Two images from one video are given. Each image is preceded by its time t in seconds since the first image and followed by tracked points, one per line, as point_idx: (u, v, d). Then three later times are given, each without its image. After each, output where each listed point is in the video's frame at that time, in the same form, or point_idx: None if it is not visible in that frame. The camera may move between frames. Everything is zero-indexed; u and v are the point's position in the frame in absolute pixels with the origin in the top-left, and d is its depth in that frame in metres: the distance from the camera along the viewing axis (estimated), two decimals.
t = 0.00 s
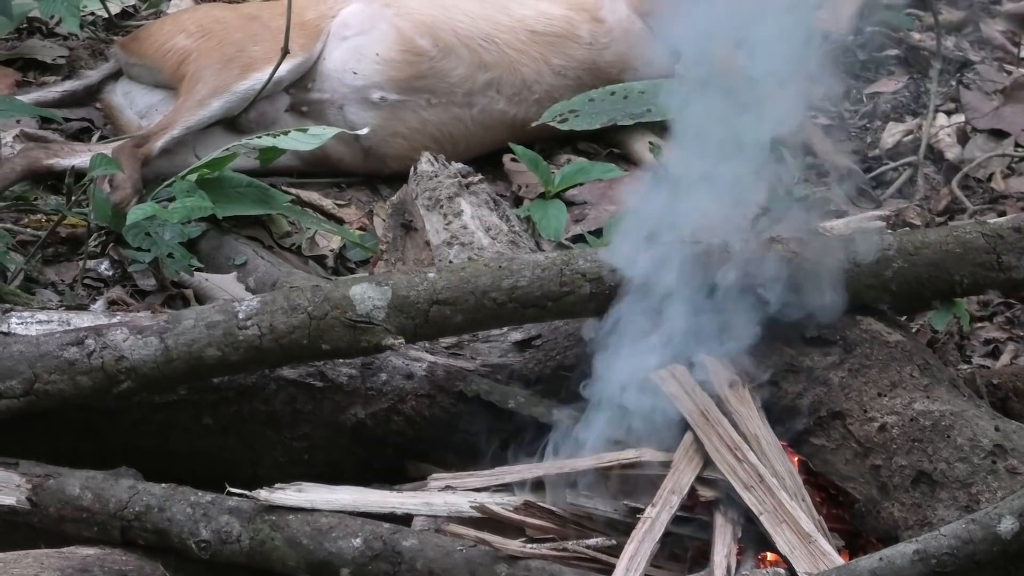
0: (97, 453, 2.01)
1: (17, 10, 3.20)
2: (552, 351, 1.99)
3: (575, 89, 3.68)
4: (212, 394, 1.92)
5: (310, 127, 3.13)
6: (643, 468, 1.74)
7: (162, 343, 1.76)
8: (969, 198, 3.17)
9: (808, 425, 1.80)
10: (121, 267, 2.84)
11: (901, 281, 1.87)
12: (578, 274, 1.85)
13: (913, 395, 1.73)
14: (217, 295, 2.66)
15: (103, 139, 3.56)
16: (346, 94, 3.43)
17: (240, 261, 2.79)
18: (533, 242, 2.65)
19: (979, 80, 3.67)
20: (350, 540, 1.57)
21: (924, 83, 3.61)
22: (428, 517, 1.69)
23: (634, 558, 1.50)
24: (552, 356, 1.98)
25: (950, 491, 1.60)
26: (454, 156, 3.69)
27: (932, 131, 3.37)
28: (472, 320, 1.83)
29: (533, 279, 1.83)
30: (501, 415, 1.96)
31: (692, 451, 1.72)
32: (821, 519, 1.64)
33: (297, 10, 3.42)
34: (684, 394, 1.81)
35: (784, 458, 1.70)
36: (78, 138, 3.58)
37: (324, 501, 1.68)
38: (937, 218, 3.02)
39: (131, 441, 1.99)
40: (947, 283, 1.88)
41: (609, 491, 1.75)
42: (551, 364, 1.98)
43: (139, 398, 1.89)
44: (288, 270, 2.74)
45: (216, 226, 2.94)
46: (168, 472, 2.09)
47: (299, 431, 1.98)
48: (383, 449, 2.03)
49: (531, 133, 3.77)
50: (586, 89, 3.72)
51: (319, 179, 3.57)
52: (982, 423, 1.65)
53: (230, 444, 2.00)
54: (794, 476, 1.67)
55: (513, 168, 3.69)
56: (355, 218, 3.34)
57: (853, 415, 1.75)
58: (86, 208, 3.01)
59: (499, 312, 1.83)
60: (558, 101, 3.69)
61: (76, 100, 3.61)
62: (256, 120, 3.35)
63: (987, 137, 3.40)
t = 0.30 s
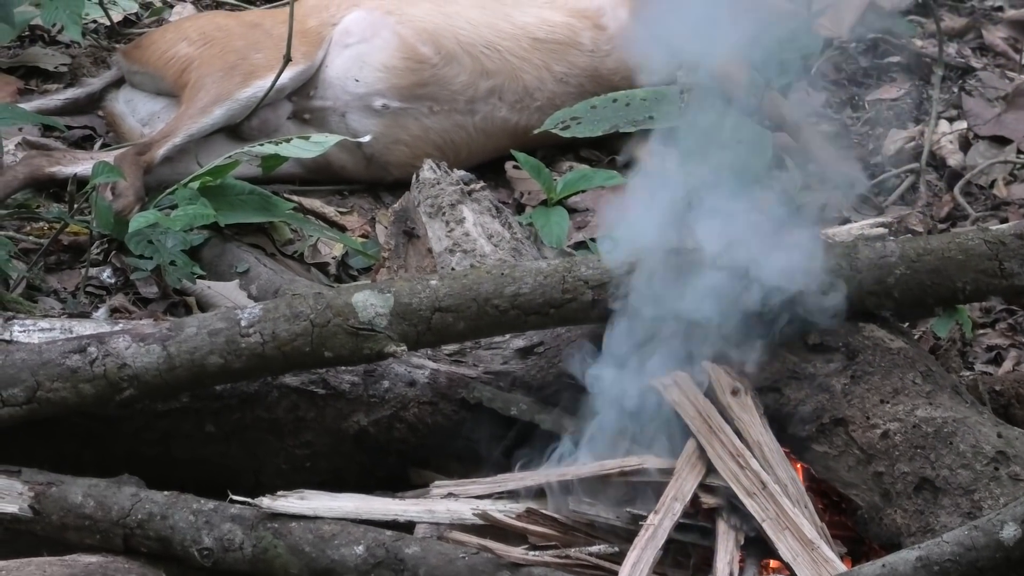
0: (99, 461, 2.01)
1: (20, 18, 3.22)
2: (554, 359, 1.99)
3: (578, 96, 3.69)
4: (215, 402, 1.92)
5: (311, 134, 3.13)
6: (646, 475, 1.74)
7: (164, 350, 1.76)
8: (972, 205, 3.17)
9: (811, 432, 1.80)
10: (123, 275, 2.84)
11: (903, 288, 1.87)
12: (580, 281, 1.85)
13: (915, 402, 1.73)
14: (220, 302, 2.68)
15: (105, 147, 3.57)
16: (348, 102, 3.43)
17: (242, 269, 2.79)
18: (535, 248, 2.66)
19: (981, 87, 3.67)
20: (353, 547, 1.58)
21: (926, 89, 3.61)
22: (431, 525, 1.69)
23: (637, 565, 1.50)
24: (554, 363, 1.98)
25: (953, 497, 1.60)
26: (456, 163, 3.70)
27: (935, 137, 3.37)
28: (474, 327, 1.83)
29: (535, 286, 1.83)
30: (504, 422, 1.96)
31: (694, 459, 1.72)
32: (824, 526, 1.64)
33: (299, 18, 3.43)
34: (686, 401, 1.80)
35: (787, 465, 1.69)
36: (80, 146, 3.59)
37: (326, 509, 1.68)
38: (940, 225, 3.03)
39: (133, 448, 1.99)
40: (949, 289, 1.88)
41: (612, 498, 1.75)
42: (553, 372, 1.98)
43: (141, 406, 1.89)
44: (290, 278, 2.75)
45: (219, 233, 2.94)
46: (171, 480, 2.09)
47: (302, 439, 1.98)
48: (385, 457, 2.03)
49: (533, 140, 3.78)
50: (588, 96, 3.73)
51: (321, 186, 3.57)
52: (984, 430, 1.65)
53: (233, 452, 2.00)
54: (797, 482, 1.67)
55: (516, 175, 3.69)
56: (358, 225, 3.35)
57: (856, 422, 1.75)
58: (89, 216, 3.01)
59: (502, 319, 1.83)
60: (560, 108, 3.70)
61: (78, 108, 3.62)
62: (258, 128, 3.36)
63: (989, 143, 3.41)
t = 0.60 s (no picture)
0: (100, 470, 2.01)
1: (21, 27, 3.24)
2: (555, 367, 1.99)
3: (579, 104, 3.70)
4: (216, 411, 1.92)
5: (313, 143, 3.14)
6: (648, 483, 1.73)
7: (166, 360, 1.76)
8: (973, 213, 3.18)
9: (812, 440, 1.80)
10: (124, 284, 2.85)
11: (904, 296, 1.88)
12: (581, 289, 1.85)
13: (917, 410, 1.74)
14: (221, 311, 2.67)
15: (106, 156, 3.58)
16: (349, 111, 3.44)
17: (243, 278, 2.80)
18: (537, 257, 2.66)
19: (982, 95, 3.68)
20: (355, 556, 1.58)
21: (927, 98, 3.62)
22: (432, 533, 1.69)
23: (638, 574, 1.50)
24: (555, 372, 1.98)
25: (954, 506, 1.62)
26: (457, 172, 3.71)
27: (936, 146, 3.38)
28: (476, 335, 1.84)
29: (537, 294, 1.84)
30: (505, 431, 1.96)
31: (696, 467, 1.72)
32: (825, 535, 1.64)
33: (301, 26, 3.46)
34: (687, 411, 1.80)
35: (788, 473, 1.70)
36: (82, 155, 3.60)
37: (327, 518, 1.68)
38: (941, 234, 3.04)
39: (134, 458, 1.99)
40: (950, 298, 1.89)
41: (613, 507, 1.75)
42: (554, 381, 1.98)
43: (143, 414, 1.89)
44: (291, 287, 2.76)
45: (220, 242, 2.95)
46: (172, 489, 2.09)
47: (303, 448, 1.97)
48: (387, 466, 2.03)
49: (535, 149, 3.79)
50: (589, 105, 3.75)
51: (323, 195, 3.58)
52: (985, 438, 1.66)
53: (234, 461, 2.00)
54: (798, 491, 1.67)
55: (516, 184, 3.70)
56: (359, 234, 3.36)
57: (857, 430, 1.75)
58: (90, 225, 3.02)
59: (503, 327, 1.84)
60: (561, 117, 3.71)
61: (80, 117, 3.63)
62: (260, 137, 3.37)
63: (990, 152, 3.42)
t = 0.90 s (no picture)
0: (101, 480, 2.01)
1: (22, 37, 3.26)
2: (556, 377, 1.99)
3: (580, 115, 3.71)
4: (217, 421, 1.92)
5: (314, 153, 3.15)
6: (649, 493, 1.73)
7: (168, 370, 1.77)
8: (974, 223, 3.19)
9: (813, 450, 1.81)
10: (126, 294, 2.85)
11: (906, 306, 1.88)
12: (582, 299, 1.85)
13: (918, 420, 1.74)
14: (223, 321, 2.68)
15: (107, 166, 3.59)
16: (351, 121, 3.45)
17: (245, 287, 2.80)
18: (538, 267, 2.67)
19: (983, 105, 3.69)
20: (356, 566, 1.58)
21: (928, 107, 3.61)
22: (434, 543, 1.69)
23: None
24: (557, 382, 1.98)
25: (956, 515, 1.62)
26: (458, 182, 3.72)
27: (937, 155, 3.39)
28: (477, 345, 1.84)
29: (538, 304, 1.84)
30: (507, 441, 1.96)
31: (697, 477, 1.71)
32: (826, 544, 1.65)
33: (303, 36, 3.48)
34: (689, 421, 1.80)
35: (789, 483, 1.70)
36: (83, 165, 3.61)
37: (328, 528, 1.68)
38: (942, 243, 3.05)
39: (135, 468, 1.99)
40: (952, 307, 1.89)
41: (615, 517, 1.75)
42: (556, 391, 1.98)
43: (144, 424, 1.89)
44: (292, 297, 2.76)
45: (221, 252, 2.95)
46: (174, 499, 2.08)
47: (304, 458, 1.97)
48: (388, 476, 2.03)
49: (536, 159, 3.80)
50: (589, 115, 3.76)
51: (324, 205, 3.59)
52: (987, 448, 1.66)
53: (235, 471, 2.00)
54: (800, 501, 1.67)
55: (517, 194, 3.71)
56: (360, 244, 3.37)
57: (859, 440, 1.76)
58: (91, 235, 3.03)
59: (504, 337, 1.84)
60: (562, 127, 3.73)
61: (81, 127, 3.64)
62: (261, 147, 3.38)
63: (991, 161, 3.42)
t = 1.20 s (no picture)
0: (103, 491, 2.01)
1: (23, 48, 3.28)
2: (558, 389, 1.99)
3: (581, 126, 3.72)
4: (219, 432, 1.92)
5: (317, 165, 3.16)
6: (651, 504, 1.73)
7: (169, 381, 1.77)
8: (975, 233, 3.20)
9: (815, 461, 1.81)
10: (127, 305, 2.86)
11: (907, 317, 1.88)
12: (584, 310, 1.86)
13: (920, 430, 1.74)
14: (224, 332, 2.69)
15: (109, 177, 3.60)
16: (352, 132, 3.47)
17: (247, 299, 2.81)
18: (539, 277, 2.68)
19: (984, 116, 3.70)
20: None
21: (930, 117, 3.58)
22: (435, 555, 1.68)
23: None
24: (558, 393, 1.99)
25: (958, 526, 1.61)
26: (460, 193, 3.74)
27: (938, 166, 3.40)
28: (478, 356, 1.84)
29: (539, 315, 1.85)
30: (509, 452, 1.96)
31: (699, 488, 1.71)
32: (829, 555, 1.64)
33: (304, 48, 3.49)
34: (690, 431, 1.80)
35: (792, 494, 1.69)
36: (85, 177, 3.62)
37: (330, 539, 1.68)
38: (943, 254, 3.06)
39: (137, 479, 1.99)
40: (953, 318, 1.89)
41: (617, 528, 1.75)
42: (558, 402, 1.98)
43: (145, 436, 1.89)
44: (294, 308, 2.77)
45: (223, 263, 2.96)
46: (176, 511, 2.08)
47: (306, 469, 1.98)
48: (390, 487, 2.03)
49: (537, 170, 3.82)
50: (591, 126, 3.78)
51: (325, 216, 3.59)
52: (989, 458, 1.65)
53: (237, 482, 2.00)
54: (802, 512, 1.67)
55: (518, 205, 3.73)
56: (362, 255, 3.38)
57: (861, 450, 1.76)
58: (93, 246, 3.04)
59: (506, 347, 1.84)
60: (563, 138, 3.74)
61: (83, 139, 3.65)
62: (263, 158, 3.39)
63: (993, 172, 3.43)
